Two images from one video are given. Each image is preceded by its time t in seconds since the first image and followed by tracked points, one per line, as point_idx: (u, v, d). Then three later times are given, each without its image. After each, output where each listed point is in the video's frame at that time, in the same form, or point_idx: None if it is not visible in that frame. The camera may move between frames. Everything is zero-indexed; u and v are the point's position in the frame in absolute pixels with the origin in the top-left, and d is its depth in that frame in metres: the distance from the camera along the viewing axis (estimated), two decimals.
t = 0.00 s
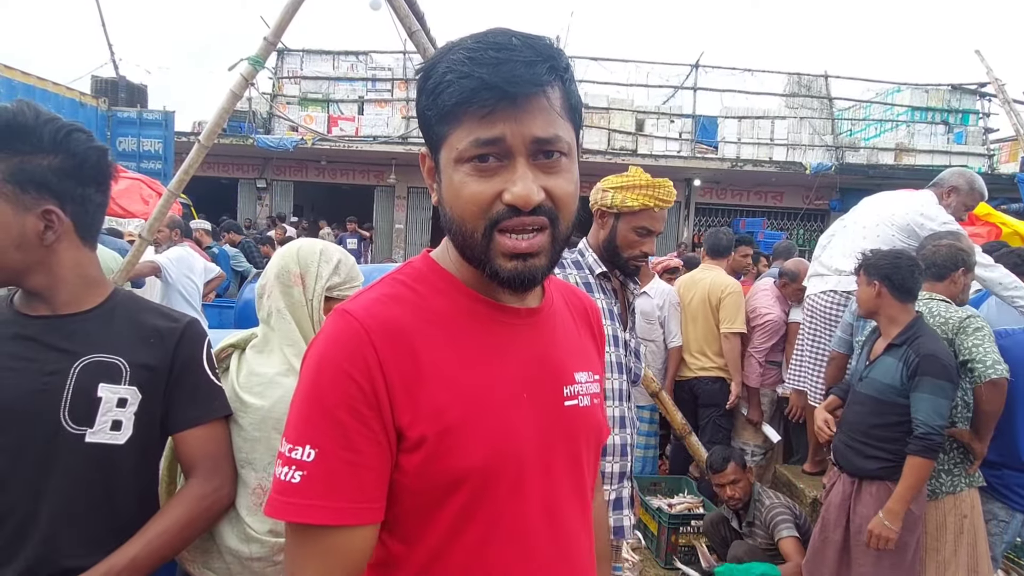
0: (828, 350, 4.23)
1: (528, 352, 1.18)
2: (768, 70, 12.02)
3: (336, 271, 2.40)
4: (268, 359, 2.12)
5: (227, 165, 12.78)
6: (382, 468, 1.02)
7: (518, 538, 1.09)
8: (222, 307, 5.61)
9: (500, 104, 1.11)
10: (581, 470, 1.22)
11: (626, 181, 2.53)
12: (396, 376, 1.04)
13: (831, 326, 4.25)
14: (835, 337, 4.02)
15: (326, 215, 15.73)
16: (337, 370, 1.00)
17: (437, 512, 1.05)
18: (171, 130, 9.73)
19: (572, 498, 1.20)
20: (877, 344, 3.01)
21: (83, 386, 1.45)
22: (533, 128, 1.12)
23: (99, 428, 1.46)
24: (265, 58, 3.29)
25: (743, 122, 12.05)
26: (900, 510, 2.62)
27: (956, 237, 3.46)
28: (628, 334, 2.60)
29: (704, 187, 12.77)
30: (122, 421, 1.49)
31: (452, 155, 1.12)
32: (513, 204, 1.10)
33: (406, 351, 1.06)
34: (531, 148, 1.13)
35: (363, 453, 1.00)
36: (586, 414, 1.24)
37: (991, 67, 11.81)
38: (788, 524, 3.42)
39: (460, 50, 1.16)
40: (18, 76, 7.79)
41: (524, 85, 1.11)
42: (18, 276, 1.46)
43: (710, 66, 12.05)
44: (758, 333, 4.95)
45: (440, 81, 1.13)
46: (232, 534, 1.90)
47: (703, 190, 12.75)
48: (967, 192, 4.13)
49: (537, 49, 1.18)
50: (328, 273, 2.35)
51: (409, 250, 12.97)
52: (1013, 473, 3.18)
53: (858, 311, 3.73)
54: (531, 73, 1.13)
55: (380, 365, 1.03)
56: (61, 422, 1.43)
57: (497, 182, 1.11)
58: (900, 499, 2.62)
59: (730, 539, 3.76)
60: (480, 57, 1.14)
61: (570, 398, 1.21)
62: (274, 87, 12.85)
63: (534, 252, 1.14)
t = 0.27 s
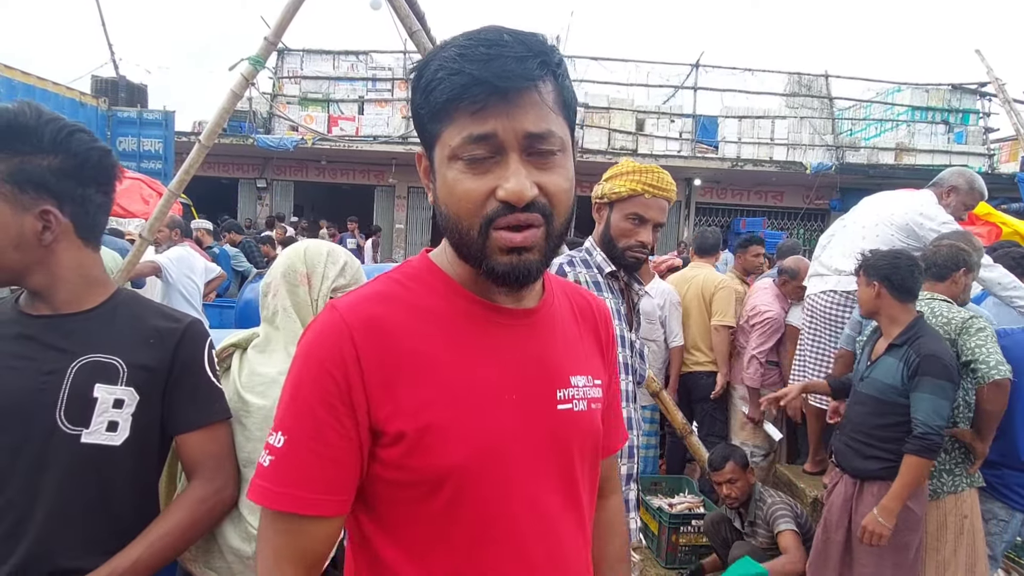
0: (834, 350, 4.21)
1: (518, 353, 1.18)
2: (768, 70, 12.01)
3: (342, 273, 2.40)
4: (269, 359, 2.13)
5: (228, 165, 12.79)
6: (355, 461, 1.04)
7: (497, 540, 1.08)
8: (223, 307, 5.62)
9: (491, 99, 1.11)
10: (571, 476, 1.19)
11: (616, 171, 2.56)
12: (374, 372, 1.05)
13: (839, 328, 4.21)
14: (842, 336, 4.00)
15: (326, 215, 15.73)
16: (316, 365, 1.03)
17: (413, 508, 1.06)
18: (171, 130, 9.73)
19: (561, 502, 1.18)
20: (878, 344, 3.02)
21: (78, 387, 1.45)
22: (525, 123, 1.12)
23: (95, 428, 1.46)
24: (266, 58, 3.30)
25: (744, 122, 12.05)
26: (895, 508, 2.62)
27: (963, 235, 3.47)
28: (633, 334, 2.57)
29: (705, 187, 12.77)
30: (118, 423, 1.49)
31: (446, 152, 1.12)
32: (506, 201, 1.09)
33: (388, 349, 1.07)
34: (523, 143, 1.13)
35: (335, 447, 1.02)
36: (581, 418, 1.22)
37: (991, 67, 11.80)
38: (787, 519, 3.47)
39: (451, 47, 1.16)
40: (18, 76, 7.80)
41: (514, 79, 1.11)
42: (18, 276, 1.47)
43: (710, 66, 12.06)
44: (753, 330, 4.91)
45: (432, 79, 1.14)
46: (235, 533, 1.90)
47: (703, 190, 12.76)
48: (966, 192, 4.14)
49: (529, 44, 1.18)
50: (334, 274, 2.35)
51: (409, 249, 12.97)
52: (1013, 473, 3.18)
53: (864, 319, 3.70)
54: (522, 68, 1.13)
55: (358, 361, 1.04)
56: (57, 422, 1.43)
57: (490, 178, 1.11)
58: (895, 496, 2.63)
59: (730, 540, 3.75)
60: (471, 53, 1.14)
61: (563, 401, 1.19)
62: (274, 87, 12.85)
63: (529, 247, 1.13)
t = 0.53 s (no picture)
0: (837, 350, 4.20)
1: (508, 353, 1.18)
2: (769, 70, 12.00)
3: (348, 274, 2.39)
4: (272, 360, 2.13)
5: (228, 166, 12.79)
6: (348, 463, 1.04)
7: (490, 540, 1.08)
8: (224, 307, 5.63)
9: (498, 101, 1.11)
10: (565, 475, 1.19)
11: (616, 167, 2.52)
12: (365, 374, 1.05)
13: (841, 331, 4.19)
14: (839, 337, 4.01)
15: (326, 215, 15.74)
16: (308, 368, 1.03)
17: (406, 509, 1.07)
18: (172, 131, 9.74)
19: (554, 501, 1.18)
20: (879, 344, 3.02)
21: (79, 388, 1.46)
22: (528, 131, 1.12)
23: (96, 429, 1.47)
24: (266, 59, 3.31)
25: (744, 122, 12.05)
26: (895, 509, 2.63)
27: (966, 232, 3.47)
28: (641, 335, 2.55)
29: (705, 187, 12.77)
30: (118, 423, 1.50)
31: (446, 147, 1.13)
32: (497, 204, 1.10)
33: (379, 350, 1.07)
34: (524, 151, 1.13)
35: (328, 449, 1.02)
36: (572, 417, 1.22)
37: (991, 67, 11.81)
38: (783, 516, 3.46)
39: (470, 45, 1.17)
40: (18, 77, 7.80)
41: (525, 87, 1.12)
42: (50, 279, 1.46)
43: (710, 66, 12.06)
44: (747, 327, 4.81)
45: (445, 71, 1.15)
46: (236, 532, 1.91)
47: (704, 190, 12.76)
48: (966, 190, 4.13)
49: (545, 53, 1.19)
50: (339, 276, 2.35)
51: (409, 250, 12.97)
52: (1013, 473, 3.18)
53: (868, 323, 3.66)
54: (535, 76, 1.14)
55: (350, 363, 1.04)
56: (58, 422, 1.43)
57: (485, 179, 1.12)
58: (894, 497, 2.64)
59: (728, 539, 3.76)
60: (487, 54, 1.15)
61: (554, 401, 1.19)
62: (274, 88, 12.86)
63: (513, 254, 1.13)
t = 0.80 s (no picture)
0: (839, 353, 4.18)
1: (512, 355, 1.18)
2: (770, 71, 11.99)
3: (349, 275, 2.40)
4: (275, 360, 2.14)
5: (228, 166, 12.79)
6: (354, 465, 1.05)
7: (494, 542, 1.09)
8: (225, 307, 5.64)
9: (496, 102, 1.12)
10: (568, 476, 1.20)
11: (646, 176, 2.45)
12: (371, 376, 1.06)
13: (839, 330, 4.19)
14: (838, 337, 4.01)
15: (327, 216, 15.75)
16: (314, 371, 1.04)
17: (411, 511, 1.07)
18: (173, 131, 9.75)
19: (557, 503, 1.18)
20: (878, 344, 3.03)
21: (85, 387, 1.47)
22: (528, 129, 1.13)
23: (103, 427, 1.48)
24: (267, 59, 3.32)
25: (744, 123, 12.05)
26: (891, 508, 2.63)
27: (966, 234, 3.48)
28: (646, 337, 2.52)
29: (705, 188, 12.77)
30: (125, 420, 1.51)
31: (446, 150, 1.13)
32: (503, 205, 1.10)
33: (384, 352, 1.08)
34: (525, 150, 1.14)
35: (334, 450, 1.03)
36: (575, 420, 1.22)
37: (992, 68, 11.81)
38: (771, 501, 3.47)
39: (464, 47, 1.17)
40: (19, 77, 7.81)
41: (523, 85, 1.13)
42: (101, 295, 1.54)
43: (711, 67, 12.06)
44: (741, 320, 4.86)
45: (441, 75, 1.15)
46: (236, 528, 1.93)
47: (704, 191, 12.76)
48: (965, 187, 4.12)
49: (542, 51, 1.19)
50: (341, 277, 2.36)
51: (410, 250, 12.97)
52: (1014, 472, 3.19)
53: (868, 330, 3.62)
54: (532, 74, 1.14)
55: (355, 365, 1.05)
56: (66, 420, 1.44)
57: (489, 180, 1.12)
58: (892, 497, 2.63)
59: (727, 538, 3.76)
60: (483, 54, 1.15)
61: (557, 403, 1.20)
62: (274, 88, 12.86)
63: (519, 253, 1.13)
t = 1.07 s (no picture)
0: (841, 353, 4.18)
1: (517, 358, 1.18)
2: (770, 70, 11.99)
3: (348, 274, 2.41)
4: (274, 359, 2.14)
5: (229, 166, 12.80)
6: (360, 466, 1.05)
7: (500, 545, 1.09)
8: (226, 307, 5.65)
9: (492, 100, 1.13)
10: (574, 479, 1.20)
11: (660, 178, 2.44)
12: (377, 378, 1.06)
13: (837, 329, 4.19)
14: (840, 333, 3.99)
15: (327, 216, 15.76)
16: (320, 373, 1.04)
17: (416, 514, 1.07)
18: (173, 131, 9.76)
19: (563, 506, 1.19)
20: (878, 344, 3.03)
21: (92, 389, 1.47)
22: (525, 126, 1.13)
23: (110, 429, 1.49)
24: (267, 59, 3.32)
25: (744, 122, 12.05)
26: (883, 503, 2.65)
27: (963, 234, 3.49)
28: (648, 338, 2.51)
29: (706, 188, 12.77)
30: (131, 422, 1.52)
31: (446, 154, 1.14)
32: (506, 204, 1.10)
33: (389, 354, 1.08)
34: (524, 146, 1.14)
35: (340, 452, 1.03)
36: (581, 423, 1.22)
37: (992, 67, 11.80)
38: (767, 509, 3.42)
39: (455, 49, 1.18)
40: (19, 77, 7.82)
41: (517, 81, 1.13)
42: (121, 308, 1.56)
43: (711, 67, 12.06)
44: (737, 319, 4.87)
45: (435, 78, 1.16)
46: (237, 527, 1.94)
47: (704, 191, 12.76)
48: (965, 186, 4.12)
49: (533, 46, 1.20)
50: (339, 276, 2.37)
51: (410, 250, 12.98)
52: (1014, 472, 3.19)
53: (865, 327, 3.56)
54: (525, 70, 1.14)
55: (361, 367, 1.05)
56: (73, 424, 1.44)
57: (490, 180, 1.12)
58: (883, 493, 2.65)
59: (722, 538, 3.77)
60: (475, 54, 1.16)
61: (563, 406, 1.20)
62: (275, 88, 12.86)
63: (526, 253, 1.13)
